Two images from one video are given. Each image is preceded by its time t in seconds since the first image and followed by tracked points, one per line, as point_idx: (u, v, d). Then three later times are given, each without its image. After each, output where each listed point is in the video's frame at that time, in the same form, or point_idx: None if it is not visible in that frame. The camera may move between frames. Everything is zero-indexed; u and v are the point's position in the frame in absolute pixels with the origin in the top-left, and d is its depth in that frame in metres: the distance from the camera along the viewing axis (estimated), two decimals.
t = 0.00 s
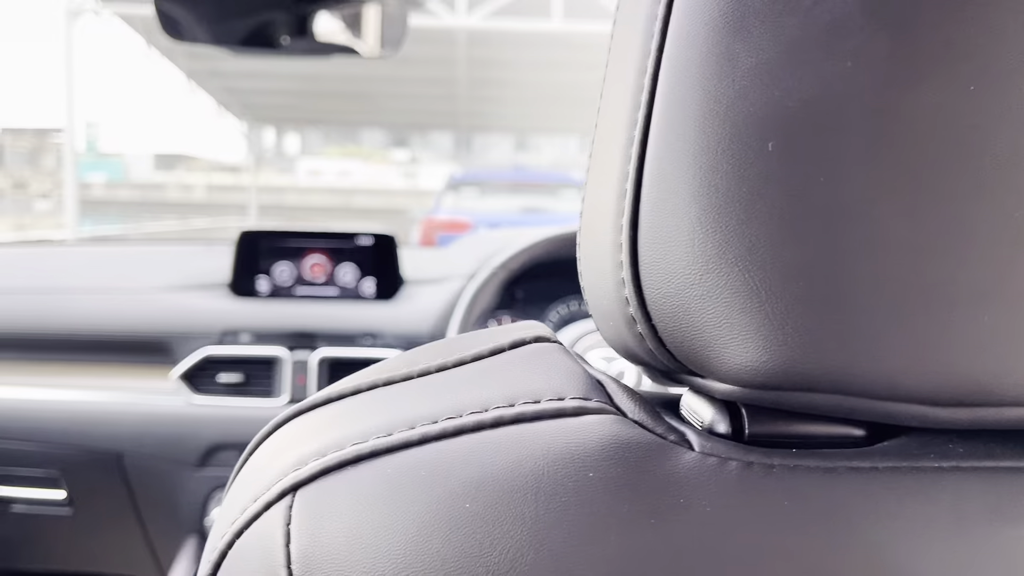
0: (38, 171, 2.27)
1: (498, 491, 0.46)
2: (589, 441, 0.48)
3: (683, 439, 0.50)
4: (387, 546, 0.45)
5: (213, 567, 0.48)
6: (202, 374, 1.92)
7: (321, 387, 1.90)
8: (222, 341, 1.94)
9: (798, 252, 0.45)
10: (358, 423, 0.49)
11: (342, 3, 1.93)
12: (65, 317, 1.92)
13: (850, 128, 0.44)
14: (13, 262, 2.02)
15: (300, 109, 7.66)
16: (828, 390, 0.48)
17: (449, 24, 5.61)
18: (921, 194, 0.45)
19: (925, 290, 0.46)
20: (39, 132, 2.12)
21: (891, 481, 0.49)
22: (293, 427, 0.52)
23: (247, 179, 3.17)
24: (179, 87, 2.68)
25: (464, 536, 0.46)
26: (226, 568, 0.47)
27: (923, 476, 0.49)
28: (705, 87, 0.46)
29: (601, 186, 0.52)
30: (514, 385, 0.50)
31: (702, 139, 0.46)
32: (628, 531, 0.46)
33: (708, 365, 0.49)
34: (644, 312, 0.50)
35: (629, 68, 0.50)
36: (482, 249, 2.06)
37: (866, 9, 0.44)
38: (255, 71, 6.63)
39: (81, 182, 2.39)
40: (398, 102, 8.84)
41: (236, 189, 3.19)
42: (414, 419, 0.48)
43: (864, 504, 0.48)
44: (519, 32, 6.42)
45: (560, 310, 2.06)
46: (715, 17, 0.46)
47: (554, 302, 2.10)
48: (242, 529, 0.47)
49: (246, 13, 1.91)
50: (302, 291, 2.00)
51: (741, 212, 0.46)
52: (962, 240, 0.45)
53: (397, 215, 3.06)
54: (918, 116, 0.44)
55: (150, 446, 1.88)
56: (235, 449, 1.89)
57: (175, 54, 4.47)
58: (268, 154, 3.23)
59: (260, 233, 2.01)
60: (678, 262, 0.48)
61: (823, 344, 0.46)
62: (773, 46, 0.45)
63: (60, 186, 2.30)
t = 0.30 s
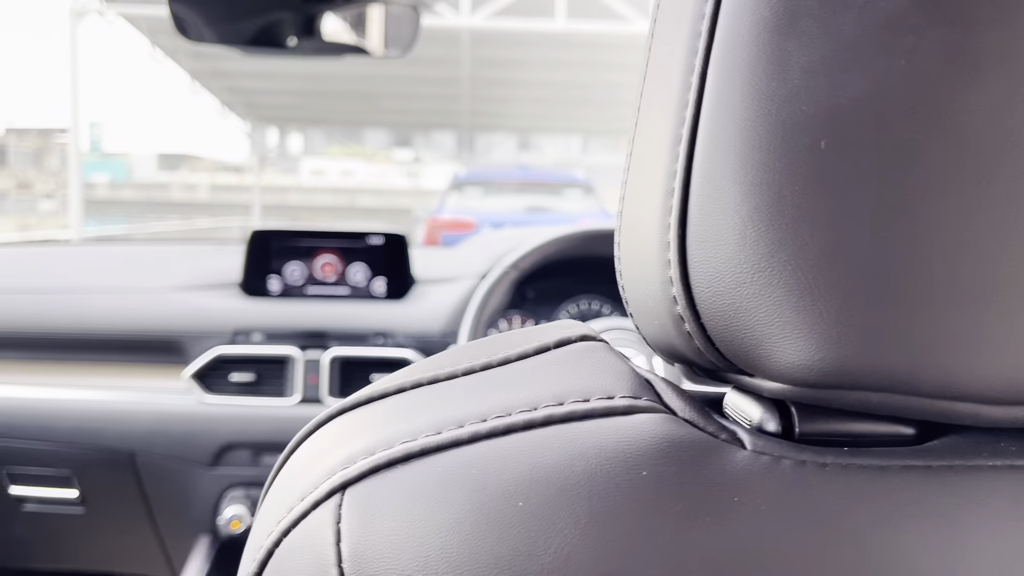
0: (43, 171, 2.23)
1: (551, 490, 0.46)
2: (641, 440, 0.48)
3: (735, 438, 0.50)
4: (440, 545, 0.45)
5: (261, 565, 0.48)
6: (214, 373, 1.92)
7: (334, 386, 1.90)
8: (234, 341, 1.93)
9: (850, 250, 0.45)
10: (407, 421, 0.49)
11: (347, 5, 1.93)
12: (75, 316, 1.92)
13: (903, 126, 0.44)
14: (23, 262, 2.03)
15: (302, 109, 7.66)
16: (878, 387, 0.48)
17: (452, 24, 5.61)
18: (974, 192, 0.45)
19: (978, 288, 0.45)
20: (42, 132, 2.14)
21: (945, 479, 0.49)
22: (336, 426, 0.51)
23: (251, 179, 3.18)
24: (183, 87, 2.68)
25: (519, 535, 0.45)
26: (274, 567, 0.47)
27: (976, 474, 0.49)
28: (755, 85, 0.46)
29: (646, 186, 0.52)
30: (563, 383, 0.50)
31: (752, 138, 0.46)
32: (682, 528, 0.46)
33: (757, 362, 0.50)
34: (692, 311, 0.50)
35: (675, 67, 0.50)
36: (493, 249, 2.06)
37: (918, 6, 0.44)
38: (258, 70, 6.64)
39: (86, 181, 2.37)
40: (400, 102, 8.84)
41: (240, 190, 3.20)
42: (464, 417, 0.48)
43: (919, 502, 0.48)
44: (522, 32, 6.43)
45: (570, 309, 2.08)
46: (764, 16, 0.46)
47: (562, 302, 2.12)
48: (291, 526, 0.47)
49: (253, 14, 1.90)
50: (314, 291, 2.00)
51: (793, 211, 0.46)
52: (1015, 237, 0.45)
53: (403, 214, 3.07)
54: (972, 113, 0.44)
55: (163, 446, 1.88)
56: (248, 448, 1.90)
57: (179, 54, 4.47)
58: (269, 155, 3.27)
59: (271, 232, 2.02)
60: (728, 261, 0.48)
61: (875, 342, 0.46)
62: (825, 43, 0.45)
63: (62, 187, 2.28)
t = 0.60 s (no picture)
0: (47, 170, 2.25)
1: (609, 482, 0.44)
2: (701, 431, 0.45)
3: (793, 429, 0.47)
4: (495, 543, 0.43)
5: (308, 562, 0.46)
6: (227, 371, 1.91)
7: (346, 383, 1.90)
8: (246, 339, 1.92)
9: (919, 235, 0.43)
10: (455, 414, 0.47)
11: (353, 4, 1.90)
12: (87, 314, 1.92)
13: (972, 107, 0.42)
14: (34, 260, 2.03)
15: (306, 108, 7.69)
16: (946, 380, 0.45)
17: (456, 23, 5.62)
18: None
19: None
20: (48, 131, 2.13)
21: (1015, 471, 0.47)
22: (381, 420, 0.49)
23: (255, 178, 3.20)
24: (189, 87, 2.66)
25: (576, 532, 0.43)
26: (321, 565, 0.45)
27: None
28: (817, 63, 0.44)
29: (693, 176, 0.50)
30: (616, 373, 0.48)
31: (815, 118, 0.44)
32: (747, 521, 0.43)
33: (817, 354, 0.47)
34: (748, 301, 0.48)
35: (728, 48, 0.47)
36: (506, 246, 2.04)
37: None
38: (263, 69, 6.66)
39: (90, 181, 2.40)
40: (403, 102, 8.87)
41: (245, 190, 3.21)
42: (514, 410, 0.46)
43: (990, 496, 0.46)
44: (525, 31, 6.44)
45: (582, 309, 2.11)
46: None
47: (573, 301, 2.14)
48: (338, 521, 0.45)
49: (259, 13, 1.88)
50: (326, 289, 2.00)
51: (860, 194, 0.43)
52: None
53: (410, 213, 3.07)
54: None
55: (176, 444, 1.88)
56: (260, 446, 1.90)
57: (184, 53, 4.47)
58: (274, 154, 3.36)
59: (283, 230, 2.02)
60: (789, 248, 0.45)
61: (946, 331, 0.44)
62: (888, 22, 0.43)
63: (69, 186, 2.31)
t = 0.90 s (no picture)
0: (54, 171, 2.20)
1: (677, 477, 0.41)
2: (767, 427, 0.43)
3: (862, 424, 0.46)
4: (560, 541, 0.40)
5: (360, 563, 0.44)
6: (242, 370, 1.91)
7: (363, 381, 1.89)
8: (261, 338, 1.92)
9: (991, 228, 0.42)
10: (514, 410, 0.44)
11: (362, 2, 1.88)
12: (101, 313, 1.91)
13: None
14: (47, 259, 2.03)
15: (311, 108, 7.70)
16: (1013, 370, 0.45)
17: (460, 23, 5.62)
18: None
19: None
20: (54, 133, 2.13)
21: None
22: (432, 416, 0.47)
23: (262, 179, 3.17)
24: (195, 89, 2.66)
25: (646, 530, 0.40)
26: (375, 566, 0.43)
27: None
28: (884, 55, 0.42)
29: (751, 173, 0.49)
30: (679, 368, 0.46)
31: (882, 111, 0.42)
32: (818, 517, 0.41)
33: (883, 349, 0.46)
34: (813, 295, 0.47)
35: (790, 39, 0.46)
36: (521, 245, 2.02)
37: None
38: (268, 69, 6.69)
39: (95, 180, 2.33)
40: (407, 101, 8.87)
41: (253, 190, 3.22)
42: (576, 406, 0.44)
43: None
44: (530, 28, 6.43)
45: (597, 305, 2.11)
46: None
47: (588, 299, 2.13)
48: (395, 518, 0.43)
49: (269, 12, 1.87)
50: (340, 288, 2.00)
51: (929, 190, 0.42)
52: None
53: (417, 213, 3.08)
54: None
55: (192, 443, 1.88)
56: (276, 445, 1.89)
57: (191, 53, 4.47)
58: (280, 154, 3.24)
59: (297, 229, 2.02)
60: (856, 243, 0.44)
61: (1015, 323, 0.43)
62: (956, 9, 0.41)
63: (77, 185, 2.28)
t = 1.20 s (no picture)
0: (62, 172, 2.18)
1: (759, 477, 0.39)
2: (850, 426, 0.41)
3: (941, 423, 0.43)
4: (640, 542, 0.38)
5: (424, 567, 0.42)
6: (261, 369, 1.91)
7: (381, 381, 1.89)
8: (280, 338, 1.92)
9: None
10: (582, 408, 0.43)
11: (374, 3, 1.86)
12: (121, 313, 1.92)
13: None
14: (64, 258, 2.02)
15: (318, 108, 7.70)
16: None
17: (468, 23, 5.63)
18: None
19: None
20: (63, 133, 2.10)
21: None
22: (492, 416, 0.45)
23: (269, 179, 3.05)
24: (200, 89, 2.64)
25: (729, 527, 0.38)
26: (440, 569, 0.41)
27: None
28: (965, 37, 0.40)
29: (816, 167, 0.46)
30: (751, 367, 0.44)
31: (965, 96, 0.40)
32: (907, 518, 0.39)
33: (961, 349, 0.43)
34: (887, 293, 0.44)
35: (858, 23, 0.44)
36: (538, 245, 2.00)
37: None
38: (277, 69, 6.69)
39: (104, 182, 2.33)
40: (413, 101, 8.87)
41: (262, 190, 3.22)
42: (648, 404, 0.42)
43: None
44: (537, 28, 6.43)
45: (614, 305, 2.10)
46: None
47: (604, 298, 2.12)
48: (465, 517, 0.41)
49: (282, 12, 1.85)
50: (358, 287, 2.00)
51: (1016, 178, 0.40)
52: None
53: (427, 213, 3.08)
54: None
55: (212, 443, 1.88)
56: (296, 445, 1.89)
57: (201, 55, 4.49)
58: (286, 154, 3.19)
59: (316, 228, 2.03)
60: (937, 236, 0.41)
61: None
62: None
63: (83, 187, 2.25)
